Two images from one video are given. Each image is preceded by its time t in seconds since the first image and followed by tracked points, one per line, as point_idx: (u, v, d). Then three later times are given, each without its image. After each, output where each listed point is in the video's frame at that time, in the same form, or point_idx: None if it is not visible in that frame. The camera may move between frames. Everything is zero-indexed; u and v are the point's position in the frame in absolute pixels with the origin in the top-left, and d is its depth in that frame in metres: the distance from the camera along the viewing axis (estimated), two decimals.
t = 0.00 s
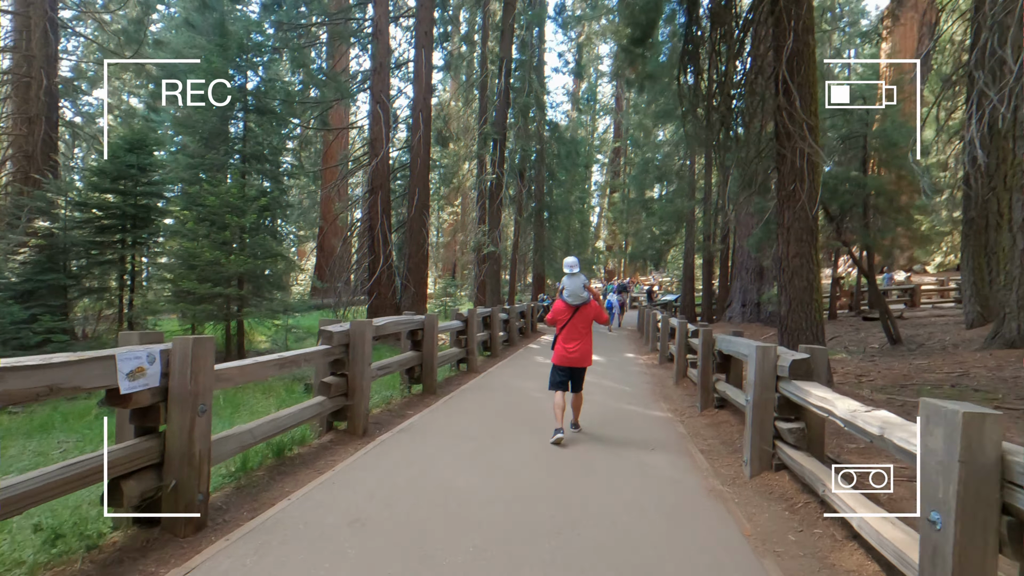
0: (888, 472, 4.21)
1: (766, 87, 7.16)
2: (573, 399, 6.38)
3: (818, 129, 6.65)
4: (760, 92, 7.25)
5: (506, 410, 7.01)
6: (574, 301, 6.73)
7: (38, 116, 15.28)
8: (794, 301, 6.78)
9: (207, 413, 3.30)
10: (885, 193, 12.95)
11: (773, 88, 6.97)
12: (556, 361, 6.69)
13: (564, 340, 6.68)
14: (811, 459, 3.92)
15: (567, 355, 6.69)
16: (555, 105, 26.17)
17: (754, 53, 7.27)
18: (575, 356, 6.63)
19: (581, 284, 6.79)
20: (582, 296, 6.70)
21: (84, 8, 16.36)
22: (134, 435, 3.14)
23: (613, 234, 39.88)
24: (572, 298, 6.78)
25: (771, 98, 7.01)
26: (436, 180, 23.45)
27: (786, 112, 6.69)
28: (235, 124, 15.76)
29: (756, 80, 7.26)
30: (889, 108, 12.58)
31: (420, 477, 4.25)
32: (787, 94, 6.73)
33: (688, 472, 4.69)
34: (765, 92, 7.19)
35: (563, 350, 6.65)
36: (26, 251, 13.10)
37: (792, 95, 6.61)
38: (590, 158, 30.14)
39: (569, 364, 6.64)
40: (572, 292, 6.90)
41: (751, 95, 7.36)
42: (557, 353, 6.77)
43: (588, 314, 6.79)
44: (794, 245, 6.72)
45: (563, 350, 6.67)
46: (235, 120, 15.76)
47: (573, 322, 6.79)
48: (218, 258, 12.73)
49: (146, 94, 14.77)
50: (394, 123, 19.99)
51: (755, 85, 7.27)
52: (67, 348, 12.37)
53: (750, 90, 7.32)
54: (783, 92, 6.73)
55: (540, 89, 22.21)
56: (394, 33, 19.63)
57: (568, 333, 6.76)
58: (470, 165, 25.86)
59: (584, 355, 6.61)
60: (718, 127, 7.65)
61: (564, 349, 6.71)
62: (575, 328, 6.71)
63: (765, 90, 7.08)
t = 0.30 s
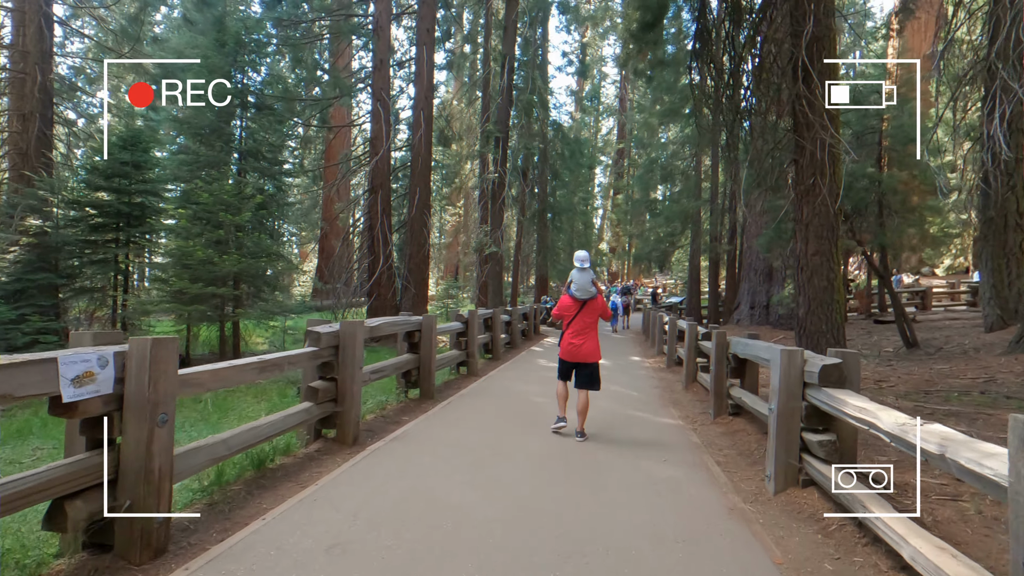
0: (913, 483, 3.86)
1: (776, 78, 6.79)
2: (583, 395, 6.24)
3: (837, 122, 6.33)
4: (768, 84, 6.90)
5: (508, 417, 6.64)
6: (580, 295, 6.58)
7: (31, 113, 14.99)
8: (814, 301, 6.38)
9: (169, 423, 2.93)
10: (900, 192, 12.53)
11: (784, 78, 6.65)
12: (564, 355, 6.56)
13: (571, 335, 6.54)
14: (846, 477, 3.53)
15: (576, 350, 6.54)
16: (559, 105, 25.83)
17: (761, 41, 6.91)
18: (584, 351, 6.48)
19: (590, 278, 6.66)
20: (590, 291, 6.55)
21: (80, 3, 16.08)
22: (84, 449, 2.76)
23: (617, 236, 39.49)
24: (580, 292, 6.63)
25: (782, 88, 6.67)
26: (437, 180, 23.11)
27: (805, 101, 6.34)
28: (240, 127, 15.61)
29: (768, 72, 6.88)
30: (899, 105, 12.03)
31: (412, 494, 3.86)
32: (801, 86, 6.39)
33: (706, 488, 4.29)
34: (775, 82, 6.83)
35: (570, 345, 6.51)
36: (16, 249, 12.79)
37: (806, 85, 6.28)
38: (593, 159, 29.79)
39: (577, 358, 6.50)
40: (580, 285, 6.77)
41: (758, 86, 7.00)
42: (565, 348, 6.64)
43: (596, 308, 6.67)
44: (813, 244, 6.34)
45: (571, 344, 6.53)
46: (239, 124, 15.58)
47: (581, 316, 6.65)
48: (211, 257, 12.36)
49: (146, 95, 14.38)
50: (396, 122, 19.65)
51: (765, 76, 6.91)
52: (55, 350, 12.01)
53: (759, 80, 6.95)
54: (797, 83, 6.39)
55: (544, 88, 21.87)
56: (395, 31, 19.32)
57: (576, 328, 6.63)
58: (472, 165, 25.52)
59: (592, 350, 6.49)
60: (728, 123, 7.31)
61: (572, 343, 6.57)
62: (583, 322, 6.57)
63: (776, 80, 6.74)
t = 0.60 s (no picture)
0: (957, 516, 3.47)
1: (794, 72, 6.35)
2: (584, 406, 5.98)
3: (862, 118, 5.99)
4: (784, 84, 6.40)
5: (509, 430, 6.26)
6: (580, 306, 6.32)
7: (28, 112, 14.78)
8: (835, 307, 5.98)
9: (119, 448, 2.61)
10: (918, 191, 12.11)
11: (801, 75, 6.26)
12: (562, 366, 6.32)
13: (569, 345, 6.29)
14: (884, 509, 3.16)
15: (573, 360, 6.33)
16: (565, 104, 25.48)
17: (768, 36, 6.45)
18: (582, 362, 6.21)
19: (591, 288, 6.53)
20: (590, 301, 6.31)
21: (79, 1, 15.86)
22: (18, 476, 2.43)
23: (622, 238, 39.07)
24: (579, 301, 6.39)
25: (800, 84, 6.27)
26: (441, 181, 22.80)
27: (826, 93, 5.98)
28: (245, 128, 15.46)
29: (785, 72, 6.38)
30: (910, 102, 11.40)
31: (399, 523, 3.51)
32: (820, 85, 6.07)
33: (723, 513, 3.91)
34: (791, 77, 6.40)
35: (568, 356, 6.25)
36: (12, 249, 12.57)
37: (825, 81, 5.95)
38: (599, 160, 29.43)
39: (576, 370, 6.25)
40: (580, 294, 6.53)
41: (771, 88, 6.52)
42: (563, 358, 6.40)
43: (596, 318, 6.40)
44: (834, 246, 5.95)
45: (568, 355, 6.28)
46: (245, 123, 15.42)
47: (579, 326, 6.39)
48: (206, 259, 12.05)
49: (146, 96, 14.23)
50: (399, 122, 19.36)
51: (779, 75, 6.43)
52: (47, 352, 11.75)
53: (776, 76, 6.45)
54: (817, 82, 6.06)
55: (549, 88, 21.53)
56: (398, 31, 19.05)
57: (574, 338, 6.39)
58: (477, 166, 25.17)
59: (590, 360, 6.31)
60: (741, 121, 6.95)
61: (570, 354, 6.32)
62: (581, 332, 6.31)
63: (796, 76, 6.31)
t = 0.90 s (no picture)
0: (1005, 545, 3.08)
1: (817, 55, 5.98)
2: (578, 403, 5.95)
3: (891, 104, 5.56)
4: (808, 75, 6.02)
5: (510, 436, 5.91)
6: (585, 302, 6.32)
7: (30, 108, 14.64)
8: (859, 309, 5.57)
9: (54, 467, 2.41)
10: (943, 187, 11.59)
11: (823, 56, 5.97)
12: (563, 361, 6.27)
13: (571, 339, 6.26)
14: (924, 537, 2.79)
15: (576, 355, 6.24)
16: (574, 101, 25.07)
17: (787, 18, 6.07)
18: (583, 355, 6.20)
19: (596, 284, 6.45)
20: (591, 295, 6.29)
21: None
22: None
23: (632, 237, 38.57)
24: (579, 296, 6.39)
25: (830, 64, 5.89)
26: (448, 179, 22.47)
27: (852, 79, 5.55)
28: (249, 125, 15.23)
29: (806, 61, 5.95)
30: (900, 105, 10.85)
31: (382, 547, 3.18)
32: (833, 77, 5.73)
33: (742, 536, 3.53)
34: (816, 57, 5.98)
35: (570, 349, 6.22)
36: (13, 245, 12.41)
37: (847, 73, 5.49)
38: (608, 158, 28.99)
39: (577, 365, 6.21)
40: (583, 291, 6.53)
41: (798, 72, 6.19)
42: (565, 353, 6.35)
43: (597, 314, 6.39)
44: (859, 243, 5.53)
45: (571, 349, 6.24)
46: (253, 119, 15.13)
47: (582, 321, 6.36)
48: (206, 256, 11.86)
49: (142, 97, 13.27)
50: (405, 119, 19.03)
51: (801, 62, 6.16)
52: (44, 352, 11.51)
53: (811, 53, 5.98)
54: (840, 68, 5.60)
55: (558, 84, 21.14)
56: (404, 27, 18.75)
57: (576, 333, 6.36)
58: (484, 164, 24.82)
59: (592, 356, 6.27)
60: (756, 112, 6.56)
61: (572, 349, 6.29)
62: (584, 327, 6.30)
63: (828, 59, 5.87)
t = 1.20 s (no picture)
0: None
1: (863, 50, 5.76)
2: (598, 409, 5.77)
3: (939, 87, 5.09)
4: (832, 69, 5.83)
5: (521, 445, 5.54)
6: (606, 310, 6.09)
7: (49, 107, 14.73)
8: (904, 314, 5.09)
9: None
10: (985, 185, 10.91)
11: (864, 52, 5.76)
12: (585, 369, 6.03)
13: (594, 347, 6.02)
14: None
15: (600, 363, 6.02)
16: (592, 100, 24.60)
17: None
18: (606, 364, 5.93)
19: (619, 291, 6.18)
20: (615, 304, 6.05)
21: None
22: None
23: (651, 238, 37.88)
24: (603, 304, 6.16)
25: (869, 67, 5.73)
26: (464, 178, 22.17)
27: (896, 62, 5.06)
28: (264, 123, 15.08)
29: (830, 50, 5.66)
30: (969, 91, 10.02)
31: None
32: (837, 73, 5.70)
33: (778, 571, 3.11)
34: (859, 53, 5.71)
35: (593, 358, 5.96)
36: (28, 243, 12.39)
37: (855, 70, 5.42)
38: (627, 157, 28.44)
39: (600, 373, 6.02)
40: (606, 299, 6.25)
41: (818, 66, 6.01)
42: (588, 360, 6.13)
43: (622, 322, 6.13)
44: (904, 242, 5.06)
45: (594, 358, 5.98)
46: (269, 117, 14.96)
47: (605, 329, 6.10)
48: (216, 255, 11.72)
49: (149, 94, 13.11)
50: (421, 118, 18.78)
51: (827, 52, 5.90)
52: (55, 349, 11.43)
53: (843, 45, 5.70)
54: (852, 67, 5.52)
55: (576, 81, 20.71)
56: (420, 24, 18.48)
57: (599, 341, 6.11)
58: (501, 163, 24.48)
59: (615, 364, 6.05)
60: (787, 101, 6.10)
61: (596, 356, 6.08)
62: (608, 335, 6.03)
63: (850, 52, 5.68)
